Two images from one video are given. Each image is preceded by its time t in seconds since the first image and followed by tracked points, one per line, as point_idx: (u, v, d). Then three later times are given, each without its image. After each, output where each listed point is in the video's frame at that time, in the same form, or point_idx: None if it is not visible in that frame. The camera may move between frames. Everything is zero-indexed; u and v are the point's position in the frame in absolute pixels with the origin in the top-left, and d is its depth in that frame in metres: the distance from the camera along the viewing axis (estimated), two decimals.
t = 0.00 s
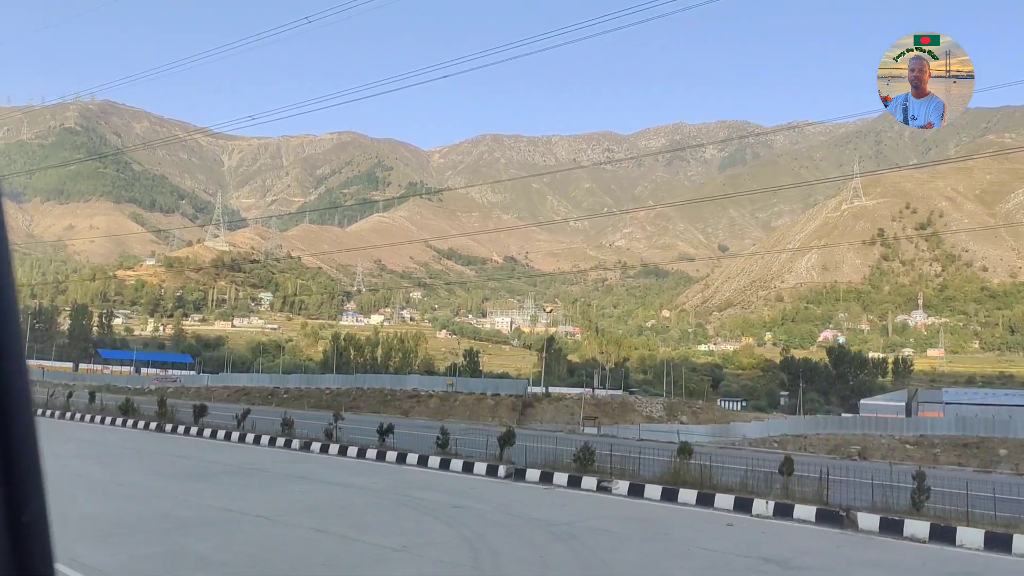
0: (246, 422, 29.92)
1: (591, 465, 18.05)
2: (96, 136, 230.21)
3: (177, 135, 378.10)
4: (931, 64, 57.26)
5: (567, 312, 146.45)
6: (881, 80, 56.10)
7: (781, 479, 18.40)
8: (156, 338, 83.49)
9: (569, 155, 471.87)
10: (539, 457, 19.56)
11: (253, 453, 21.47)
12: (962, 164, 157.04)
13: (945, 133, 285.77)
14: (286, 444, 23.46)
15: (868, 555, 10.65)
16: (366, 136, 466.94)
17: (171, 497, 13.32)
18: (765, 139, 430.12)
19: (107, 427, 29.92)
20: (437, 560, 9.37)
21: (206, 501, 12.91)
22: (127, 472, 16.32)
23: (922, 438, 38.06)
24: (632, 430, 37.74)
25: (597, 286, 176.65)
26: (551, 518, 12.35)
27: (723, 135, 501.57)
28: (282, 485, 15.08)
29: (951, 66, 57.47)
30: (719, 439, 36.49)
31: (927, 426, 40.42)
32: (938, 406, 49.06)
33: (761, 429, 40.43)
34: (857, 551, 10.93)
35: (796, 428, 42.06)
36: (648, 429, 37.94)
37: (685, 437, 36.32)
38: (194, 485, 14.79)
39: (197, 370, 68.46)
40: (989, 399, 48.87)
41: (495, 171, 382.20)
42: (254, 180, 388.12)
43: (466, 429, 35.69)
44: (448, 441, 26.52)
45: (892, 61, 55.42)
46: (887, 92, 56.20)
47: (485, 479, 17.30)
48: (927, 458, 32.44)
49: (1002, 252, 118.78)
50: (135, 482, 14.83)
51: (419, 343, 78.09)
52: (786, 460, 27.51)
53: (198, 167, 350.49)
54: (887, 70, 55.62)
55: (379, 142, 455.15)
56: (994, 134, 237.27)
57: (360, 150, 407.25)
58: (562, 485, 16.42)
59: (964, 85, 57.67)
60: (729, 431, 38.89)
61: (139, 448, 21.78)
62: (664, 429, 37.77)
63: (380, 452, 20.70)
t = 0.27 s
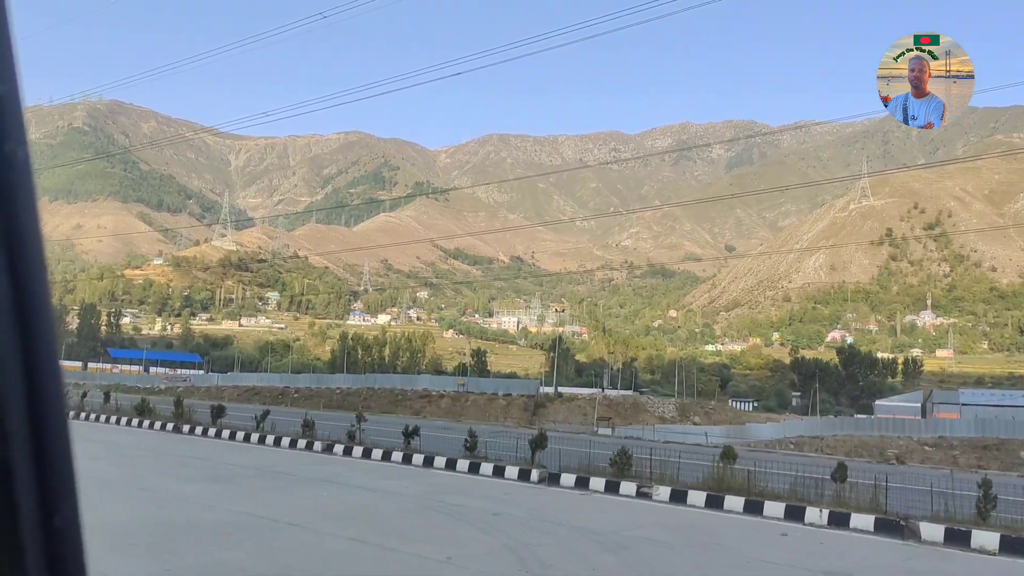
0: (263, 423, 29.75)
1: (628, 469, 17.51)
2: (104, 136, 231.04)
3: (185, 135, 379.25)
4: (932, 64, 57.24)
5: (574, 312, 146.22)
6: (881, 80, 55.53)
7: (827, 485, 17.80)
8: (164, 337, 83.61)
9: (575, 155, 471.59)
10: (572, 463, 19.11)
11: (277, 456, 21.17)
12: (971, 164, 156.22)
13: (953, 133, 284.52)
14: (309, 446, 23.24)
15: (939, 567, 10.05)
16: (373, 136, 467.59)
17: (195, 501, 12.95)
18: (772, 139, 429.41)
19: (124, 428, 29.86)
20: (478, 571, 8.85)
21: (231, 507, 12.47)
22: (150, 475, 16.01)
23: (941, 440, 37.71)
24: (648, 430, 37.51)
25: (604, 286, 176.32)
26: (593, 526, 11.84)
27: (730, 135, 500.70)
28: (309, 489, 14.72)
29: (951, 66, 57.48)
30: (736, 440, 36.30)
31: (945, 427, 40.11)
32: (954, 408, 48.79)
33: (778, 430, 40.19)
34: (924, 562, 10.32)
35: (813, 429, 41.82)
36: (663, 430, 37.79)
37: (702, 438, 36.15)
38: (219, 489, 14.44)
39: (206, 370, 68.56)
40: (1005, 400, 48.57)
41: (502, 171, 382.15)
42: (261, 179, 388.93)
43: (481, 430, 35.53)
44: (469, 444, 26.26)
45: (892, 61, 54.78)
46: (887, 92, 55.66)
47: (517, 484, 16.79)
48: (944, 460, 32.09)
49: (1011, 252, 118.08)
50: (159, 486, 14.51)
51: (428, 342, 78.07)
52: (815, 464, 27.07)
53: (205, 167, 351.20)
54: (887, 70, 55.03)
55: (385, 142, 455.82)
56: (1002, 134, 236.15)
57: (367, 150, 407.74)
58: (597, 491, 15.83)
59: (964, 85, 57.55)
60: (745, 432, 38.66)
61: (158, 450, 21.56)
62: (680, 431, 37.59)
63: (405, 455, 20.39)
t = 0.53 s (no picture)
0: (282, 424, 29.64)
1: (669, 476, 17.08)
2: (114, 135, 231.88)
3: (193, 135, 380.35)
4: (932, 64, 56.81)
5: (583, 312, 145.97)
6: (881, 79, 56.73)
7: (877, 493, 17.35)
8: (174, 336, 83.73)
9: (584, 155, 471.07)
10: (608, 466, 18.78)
11: (303, 459, 21.04)
12: (981, 164, 155.42)
13: (964, 133, 283.15)
14: (332, 449, 23.12)
15: None
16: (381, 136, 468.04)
17: (225, 507, 12.69)
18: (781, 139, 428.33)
19: (143, 428, 29.81)
20: None
21: (264, 514, 12.21)
22: (173, 479, 15.82)
23: (961, 442, 37.53)
24: (665, 432, 37.35)
25: (612, 286, 175.97)
26: (645, 535, 11.44)
27: (739, 135, 499.54)
28: (341, 495, 14.47)
29: (951, 66, 56.87)
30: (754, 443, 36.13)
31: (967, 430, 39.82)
32: (973, 411, 48.49)
33: (796, 432, 39.95)
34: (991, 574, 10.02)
35: (831, 431, 41.58)
36: (680, 432, 37.63)
37: (720, 441, 35.98)
38: (249, 495, 14.20)
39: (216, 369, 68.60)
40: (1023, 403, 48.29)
41: (510, 171, 381.92)
42: (269, 179, 389.54)
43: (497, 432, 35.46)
44: (492, 447, 26.08)
45: (893, 61, 55.84)
46: (888, 91, 56.91)
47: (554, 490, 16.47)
48: (962, 463, 31.81)
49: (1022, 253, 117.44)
50: (186, 491, 14.28)
51: (437, 342, 77.91)
52: (843, 468, 26.79)
53: (214, 166, 351.98)
54: (888, 69, 56.15)
55: (393, 142, 456.20)
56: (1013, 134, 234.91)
57: (375, 149, 407.95)
58: (639, 498, 15.48)
59: (964, 85, 57.15)
60: (762, 434, 38.46)
61: (179, 452, 21.45)
62: (696, 432, 37.45)
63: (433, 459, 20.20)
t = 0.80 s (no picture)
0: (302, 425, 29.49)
1: (715, 483, 16.74)
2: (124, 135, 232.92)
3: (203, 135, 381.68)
4: (931, 63, 56.57)
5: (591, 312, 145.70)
6: (881, 79, 56.48)
7: (930, 502, 16.99)
8: (184, 336, 83.93)
9: (592, 155, 470.61)
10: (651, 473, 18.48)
11: (325, 462, 20.94)
12: (993, 164, 154.40)
13: (974, 133, 281.56)
14: (357, 452, 22.94)
15: None
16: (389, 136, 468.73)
17: (251, 514, 12.49)
18: (790, 140, 427.07)
19: (161, 430, 29.77)
20: None
21: (291, 523, 11.99)
22: (193, 484, 15.65)
23: (981, 445, 37.39)
24: (682, 434, 37.14)
25: (620, 286, 175.67)
26: (700, 547, 11.13)
27: (748, 135, 498.22)
28: (368, 501, 14.29)
29: (950, 66, 56.75)
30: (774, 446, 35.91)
31: (989, 431, 39.65)
32: (991, 413, 48.28)
33: (815, 434, 39.68)
34: None
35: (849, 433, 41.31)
36: (697, 434, 37.42)
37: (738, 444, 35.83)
38: (271, 502, 13.95)
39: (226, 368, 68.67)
40: None
41: (518, 171, 381.76)
42: (278, 179, 390.48)
43: (513, 434, 35.33)
44: (518, 450, 25.85)
45: (892, 61, 55.56)
46: (888, 91, 57.25)
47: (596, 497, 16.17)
48: (980, 468, 31.51)
49: None
50: (207, 499, 14.04)
51: (446, 342, 77.78)
52: (871, 473, 26.58)
53: (223, 166, 353.05)
54: (886, 69, 56.15)
55: (402, 142, 456.82)
56: None
57: (383, 149, 408.39)
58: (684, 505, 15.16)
59: (964, 86, 57.12)
60: (781, 435, 38.24)
61: (197, 456, 21.34)
62: (713, 434, 37.23)
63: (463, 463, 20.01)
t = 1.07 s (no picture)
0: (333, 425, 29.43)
1: (777, 491, 16.42)
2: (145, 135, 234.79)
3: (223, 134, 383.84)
4: (931, 63, 57.21)
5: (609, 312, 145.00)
6: (880, 79, 55.98)
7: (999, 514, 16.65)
8: (204, 333, 84.24)
9: (610, 155, 469.06)
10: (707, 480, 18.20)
11: (360, 463, 20.87)
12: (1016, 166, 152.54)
13: (997, 134, 278.33)
14: (393, 453, 22.84)
15: None
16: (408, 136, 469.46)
17: (297, 520, 12.43)
18: (810, 140, 423.88)
19: (191, 428, 29.82)
20: None
21: (339, 528, 11.95)
22: (233, 487, 15.63)
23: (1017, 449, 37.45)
24: (711, 437, 37.00)
25: (638, 287, 174.91)
26: (774, 564, 10.76)
27: (767, 136, 495.07)
28: (416, 506, 14.24)
29: (950, 65, 57.89)
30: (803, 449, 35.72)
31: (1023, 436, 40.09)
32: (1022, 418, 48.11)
33: (845, 437, 39.48)
34: None
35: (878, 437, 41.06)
36: (725, 436, 37.23)
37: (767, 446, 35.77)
38: (315, 506, 13.92)
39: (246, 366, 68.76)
40: None
41: (536, 171, 381.22)
42: (297, 178, 391.77)
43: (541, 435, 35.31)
44: (554, 454, 25.62)
45: (892, 61, 55.41)
46: (887, 92, 56.40)
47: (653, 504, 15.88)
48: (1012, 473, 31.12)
49: None
50: (250, 501, 14.04)
51: (464, 342, 77.50)
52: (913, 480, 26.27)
53: (243, 165, 354.84)
54: (887, 70, 55.56)
55: (420, 142, 457.33)
56: None
57: (401, 149, 408.89)
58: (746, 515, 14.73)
59: (962, 85, 58.62)
60: (809, 438, 38.05)
61: (230, 455, 21.31)
62: (740, 437, 37.06)
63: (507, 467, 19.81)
